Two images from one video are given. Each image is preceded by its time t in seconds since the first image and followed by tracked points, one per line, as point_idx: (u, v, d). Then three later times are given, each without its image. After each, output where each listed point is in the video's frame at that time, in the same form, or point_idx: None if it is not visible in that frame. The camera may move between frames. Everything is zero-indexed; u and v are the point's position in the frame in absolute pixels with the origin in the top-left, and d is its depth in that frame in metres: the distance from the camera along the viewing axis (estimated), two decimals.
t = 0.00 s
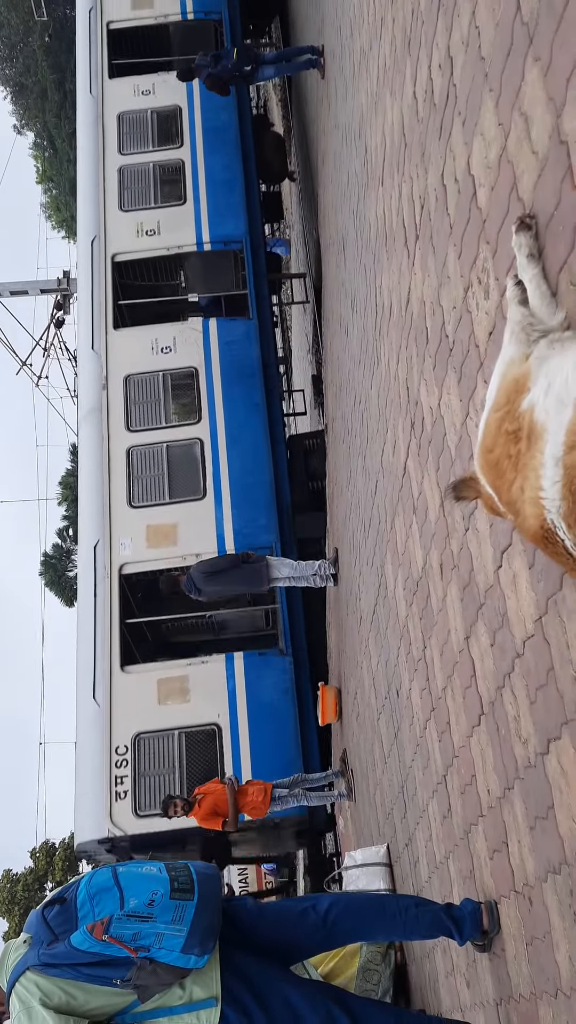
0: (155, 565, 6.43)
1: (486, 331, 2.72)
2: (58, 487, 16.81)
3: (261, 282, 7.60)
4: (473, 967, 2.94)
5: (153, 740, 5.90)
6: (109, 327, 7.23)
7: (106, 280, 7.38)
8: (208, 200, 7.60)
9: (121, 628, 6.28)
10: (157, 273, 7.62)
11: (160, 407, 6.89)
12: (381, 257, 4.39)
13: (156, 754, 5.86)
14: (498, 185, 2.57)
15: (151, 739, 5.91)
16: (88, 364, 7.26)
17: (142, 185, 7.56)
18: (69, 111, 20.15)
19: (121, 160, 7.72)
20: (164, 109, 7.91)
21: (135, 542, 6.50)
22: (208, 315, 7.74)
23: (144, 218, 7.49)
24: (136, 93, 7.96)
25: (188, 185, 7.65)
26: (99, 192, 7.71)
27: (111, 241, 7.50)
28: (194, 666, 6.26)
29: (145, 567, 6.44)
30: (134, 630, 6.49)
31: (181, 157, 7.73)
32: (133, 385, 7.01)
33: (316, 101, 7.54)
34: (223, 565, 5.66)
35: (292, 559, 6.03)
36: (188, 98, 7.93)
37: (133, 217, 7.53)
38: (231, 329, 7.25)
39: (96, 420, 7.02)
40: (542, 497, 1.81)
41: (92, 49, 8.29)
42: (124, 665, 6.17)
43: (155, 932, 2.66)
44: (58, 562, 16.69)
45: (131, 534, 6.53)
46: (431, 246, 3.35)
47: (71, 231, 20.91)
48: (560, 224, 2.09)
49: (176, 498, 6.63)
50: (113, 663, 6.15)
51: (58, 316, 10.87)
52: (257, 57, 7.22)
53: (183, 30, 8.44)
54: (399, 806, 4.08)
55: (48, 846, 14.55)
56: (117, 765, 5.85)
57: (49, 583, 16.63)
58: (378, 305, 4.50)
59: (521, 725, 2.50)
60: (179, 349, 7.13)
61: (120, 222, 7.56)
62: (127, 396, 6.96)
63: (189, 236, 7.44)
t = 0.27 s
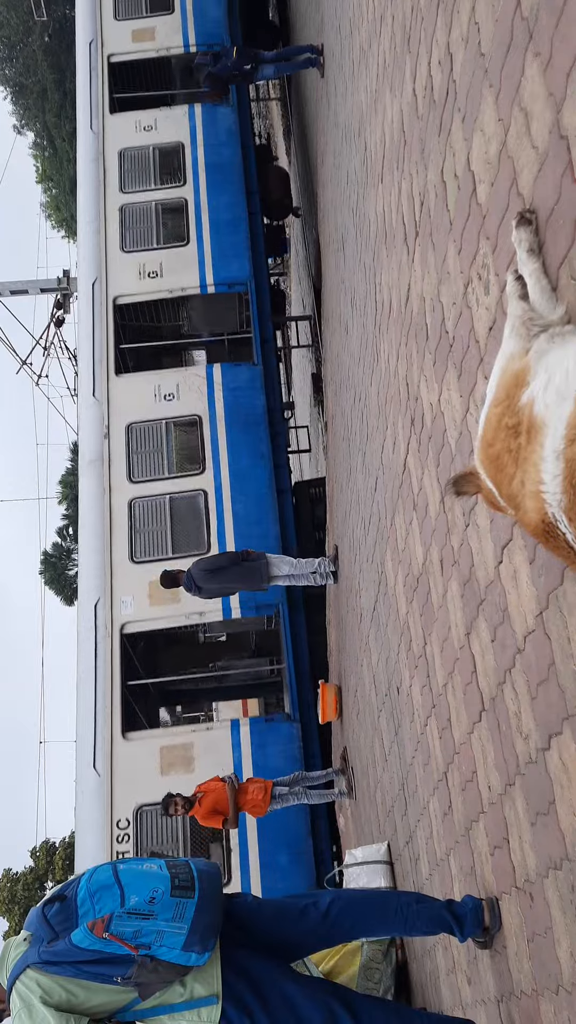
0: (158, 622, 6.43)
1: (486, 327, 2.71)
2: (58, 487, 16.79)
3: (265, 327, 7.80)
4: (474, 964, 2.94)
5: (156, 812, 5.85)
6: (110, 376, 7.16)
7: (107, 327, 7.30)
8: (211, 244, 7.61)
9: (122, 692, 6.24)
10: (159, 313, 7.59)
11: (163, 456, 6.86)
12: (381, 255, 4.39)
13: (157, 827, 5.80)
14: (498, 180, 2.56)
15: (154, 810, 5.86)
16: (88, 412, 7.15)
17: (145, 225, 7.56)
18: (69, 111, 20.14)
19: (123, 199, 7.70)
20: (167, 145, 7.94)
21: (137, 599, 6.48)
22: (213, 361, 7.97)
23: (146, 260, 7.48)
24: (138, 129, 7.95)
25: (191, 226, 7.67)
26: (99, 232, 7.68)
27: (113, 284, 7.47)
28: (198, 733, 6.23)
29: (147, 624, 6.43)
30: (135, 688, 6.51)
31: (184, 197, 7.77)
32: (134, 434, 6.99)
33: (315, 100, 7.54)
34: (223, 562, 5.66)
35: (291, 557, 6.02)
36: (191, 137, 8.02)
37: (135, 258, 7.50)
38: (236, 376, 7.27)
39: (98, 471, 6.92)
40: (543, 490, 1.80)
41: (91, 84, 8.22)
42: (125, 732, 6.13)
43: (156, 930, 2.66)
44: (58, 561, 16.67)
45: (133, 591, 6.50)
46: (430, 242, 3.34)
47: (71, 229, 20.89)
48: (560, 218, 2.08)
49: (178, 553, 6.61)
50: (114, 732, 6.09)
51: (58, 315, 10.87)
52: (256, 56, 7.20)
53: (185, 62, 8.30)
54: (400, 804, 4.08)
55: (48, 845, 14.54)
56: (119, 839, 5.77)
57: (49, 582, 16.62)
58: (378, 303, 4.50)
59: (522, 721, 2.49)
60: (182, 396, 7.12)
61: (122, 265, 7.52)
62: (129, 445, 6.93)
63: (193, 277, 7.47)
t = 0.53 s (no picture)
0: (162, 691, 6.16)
1: (485, 328, 2.72)
2: (58, 488, 16.82)
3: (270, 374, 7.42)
4: (475, 964, 2.95)
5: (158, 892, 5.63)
6: (113, 426, 6.87)
7: (109, 377, 7.00)
8: (215, 291, 7.41)
9: (126, 767, 5.93)
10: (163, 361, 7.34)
11: (167, 512, 6.59)
12: (381, 256, 4.40)
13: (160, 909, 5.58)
14: (497, 181, 2.57)
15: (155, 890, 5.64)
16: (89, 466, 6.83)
17: (146, 270, 7.33)
18: (68, 111, 20.13)
19: (124, 241, 7.45)
20: (169, 186, 7.70)
21: (140, 667, 6.21)
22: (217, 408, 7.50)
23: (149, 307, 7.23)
24: (139, 169, 7.70)
25: (194, 271, 7.44)
26: (99, 275, 7.38)
27: (113, 331, 7.19)
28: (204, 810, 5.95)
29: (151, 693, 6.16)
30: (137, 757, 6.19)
31: (187, 239, 7.52)
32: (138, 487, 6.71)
33: (315, 101, 7.56)
34: (224, 564, 5.67)
35: (292, 558, 6.04)
36: (193, 176, 7.78)
37: (138, 303, 7.26)
38: (241, 429, 7.01)
39: (97, 530, 6.59)
40: (541, 491, 1.81)
41: (91, 119, 7.93)
42: (128, 808, 5.81)
43: (158, 930, 2.67)
44: (58, 562, 16.69)
45: (137, 657, 6.24)
46: (430, 243, 3.35)
47: (70, 231, 20.93)
48: (559, 219, 2.10)
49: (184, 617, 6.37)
50: (116, 806, 5.78)
51: (58, 316, 10.88)
52: (256, 57, 7.21)
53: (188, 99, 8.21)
54: (401, 803, 4.09)
55: (49, 847, 14.55)
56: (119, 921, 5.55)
57: (50, 583, 16.63)
58: (378, 303, 4.51)
59: (522, 721, 2.50)
60: (186, 449, 6.88)
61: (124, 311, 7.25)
62: (132, 502, 6.64)
63: (196, 325, 7.24)
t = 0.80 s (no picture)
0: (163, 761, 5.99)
1: (485, 325, 2.71)
2: (58, 486, 16.81)
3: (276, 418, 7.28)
4: (476, 963, 2.94)
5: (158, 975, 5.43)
6: (114, 478, 6.75)
7: (111, 425, 6.88)
8: (218, 333, 7.28)
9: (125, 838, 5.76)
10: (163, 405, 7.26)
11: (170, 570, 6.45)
12: (381, 254, 4.38)
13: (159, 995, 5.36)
14: (497, 178, 2.55)
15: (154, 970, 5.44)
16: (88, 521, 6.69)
17: (149, 314, 7.24)
18: (68, 109, 20.11)
19: (127, 283, 7.37)
20: (171, 225, 7.61)
21: (140, 735, 6.04)
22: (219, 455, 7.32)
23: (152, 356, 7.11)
24: (141, 206, 7.63)
25: (197, 314, 7.34)
26: (101, 320, 7.26)
27: (116, 378, 7.10)
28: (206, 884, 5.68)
29: (151, 763, 5.98)
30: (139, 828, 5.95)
31: (190, 282, 7.44)
32: (139, 542, 6.57)
33: (314, 100, 7.54)
34: (223, 562, 5.65)
35: (292, 555, 6.02)
36: (197, 215, 7.67)
37: (140, 349, 7.16)
38: (245, 477, 6.87)
39: (98, 587, 6.45)
40: (543, 487, 1.79)
41: (92, 155, 7.86)
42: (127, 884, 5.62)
43: (158, 928, 2.67)
44: (58, 561, 16.67)
45: (137, 724, 6.07)
46: (430, 240, 3.34)
47: (70, 230, 20.91)
48: (559, 216, 2.08)
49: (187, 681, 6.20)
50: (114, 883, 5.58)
51: (58, 314, 10.87)
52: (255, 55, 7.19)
53: (190, 134, 8.08)
54: (402, 802, 4.07)
55: (49, 846, 14.53)
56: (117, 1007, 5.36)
57: (49, 581, 16.61)
58: (377, 300, 4.49)
59: (523, 720, 2.49)
60: (189, 500, 6.74)
61: (127, 359, 7.15)
62: (133, 556, 6.51)
63: (199, 371, 7.12)
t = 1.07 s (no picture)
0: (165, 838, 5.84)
1: (485, 327, 2.71)
2: (59, 488, 16.81)
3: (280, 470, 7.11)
4: (477, 965, 2.94)
5: None
6: (116, 537, 6.64)
7: (113, 482, 6.80)
8: (223, 386, 7.13)
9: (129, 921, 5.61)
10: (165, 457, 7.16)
11: (173, 632, 6.36)
12: (380, 256, 4.39)
13: None
14: (496, 180, 2.56)
15: None
16: (90, 581, 6.56)
17: (152, 364, 7.13)
18: (68, 112, 20.13)
19: (129, 333, 7.27)
20: (175, 271, 7.51)
21: (144, 811, 5.86)
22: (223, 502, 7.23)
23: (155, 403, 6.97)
24: (143, 252, 7.54)
25: (200, 363, 7.19)
26: (103, 371, 7.15)
27: (117, 432, 6.97)
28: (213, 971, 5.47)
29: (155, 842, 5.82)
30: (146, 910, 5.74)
31: (193, 330, 7.30)
32: (141, 603, 6.46)
33: (314, 102, 7.56)
34: (224, 565, 5.65)
35: (292, 558, 6.02)
36: (200, 260, 7.59)
37: (142, 400, 7.04)
38: (250, 535, 6.70)
39: (100, 651, 6.32)
40: (543, 490, 1.80)
41: (93, 197, 7.83)
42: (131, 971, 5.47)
43: (160, 930, 2.67)
44: (58, 563, 16.67)
45: (140, 800, 5.90)
46: (430, 242, 3.34)
47: (70, 232, 20.94)
48: (559, 218, 2.09)
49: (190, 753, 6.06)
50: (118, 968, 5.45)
51: (58, 316, 10.88)
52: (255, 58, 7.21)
53: (193, 174, 8.00)
54: (402, 803, 4.08)
55: (50, 848, 14.51)
56: None
57: (50, 583, 16.61)
58: (377, 302, 4.50)
59: (524, 722, 2.49)
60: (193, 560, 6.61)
61: (129, 409, 7.03)
62: (135, 618, 6.39)
63: (203, 423, 6.98)
